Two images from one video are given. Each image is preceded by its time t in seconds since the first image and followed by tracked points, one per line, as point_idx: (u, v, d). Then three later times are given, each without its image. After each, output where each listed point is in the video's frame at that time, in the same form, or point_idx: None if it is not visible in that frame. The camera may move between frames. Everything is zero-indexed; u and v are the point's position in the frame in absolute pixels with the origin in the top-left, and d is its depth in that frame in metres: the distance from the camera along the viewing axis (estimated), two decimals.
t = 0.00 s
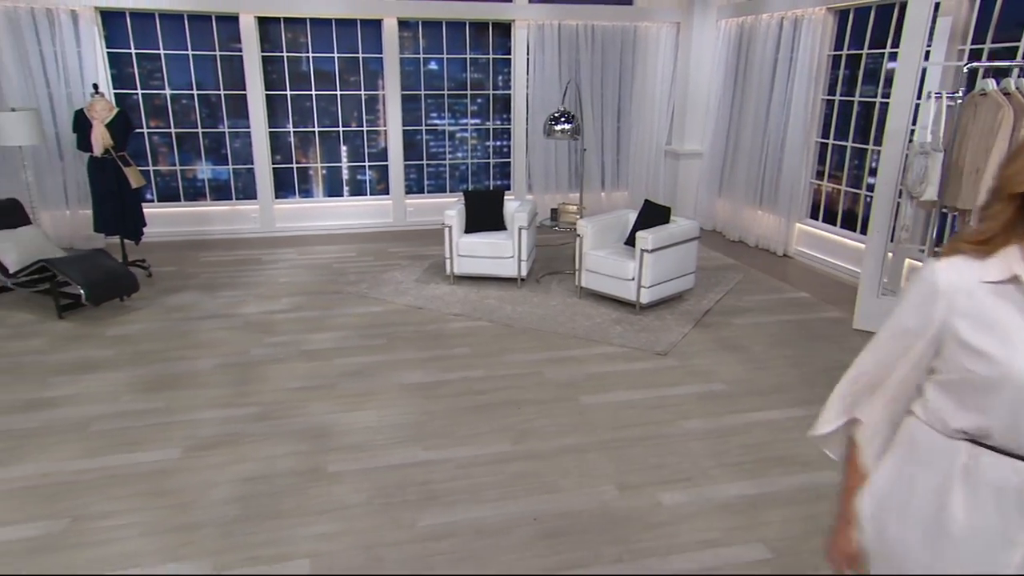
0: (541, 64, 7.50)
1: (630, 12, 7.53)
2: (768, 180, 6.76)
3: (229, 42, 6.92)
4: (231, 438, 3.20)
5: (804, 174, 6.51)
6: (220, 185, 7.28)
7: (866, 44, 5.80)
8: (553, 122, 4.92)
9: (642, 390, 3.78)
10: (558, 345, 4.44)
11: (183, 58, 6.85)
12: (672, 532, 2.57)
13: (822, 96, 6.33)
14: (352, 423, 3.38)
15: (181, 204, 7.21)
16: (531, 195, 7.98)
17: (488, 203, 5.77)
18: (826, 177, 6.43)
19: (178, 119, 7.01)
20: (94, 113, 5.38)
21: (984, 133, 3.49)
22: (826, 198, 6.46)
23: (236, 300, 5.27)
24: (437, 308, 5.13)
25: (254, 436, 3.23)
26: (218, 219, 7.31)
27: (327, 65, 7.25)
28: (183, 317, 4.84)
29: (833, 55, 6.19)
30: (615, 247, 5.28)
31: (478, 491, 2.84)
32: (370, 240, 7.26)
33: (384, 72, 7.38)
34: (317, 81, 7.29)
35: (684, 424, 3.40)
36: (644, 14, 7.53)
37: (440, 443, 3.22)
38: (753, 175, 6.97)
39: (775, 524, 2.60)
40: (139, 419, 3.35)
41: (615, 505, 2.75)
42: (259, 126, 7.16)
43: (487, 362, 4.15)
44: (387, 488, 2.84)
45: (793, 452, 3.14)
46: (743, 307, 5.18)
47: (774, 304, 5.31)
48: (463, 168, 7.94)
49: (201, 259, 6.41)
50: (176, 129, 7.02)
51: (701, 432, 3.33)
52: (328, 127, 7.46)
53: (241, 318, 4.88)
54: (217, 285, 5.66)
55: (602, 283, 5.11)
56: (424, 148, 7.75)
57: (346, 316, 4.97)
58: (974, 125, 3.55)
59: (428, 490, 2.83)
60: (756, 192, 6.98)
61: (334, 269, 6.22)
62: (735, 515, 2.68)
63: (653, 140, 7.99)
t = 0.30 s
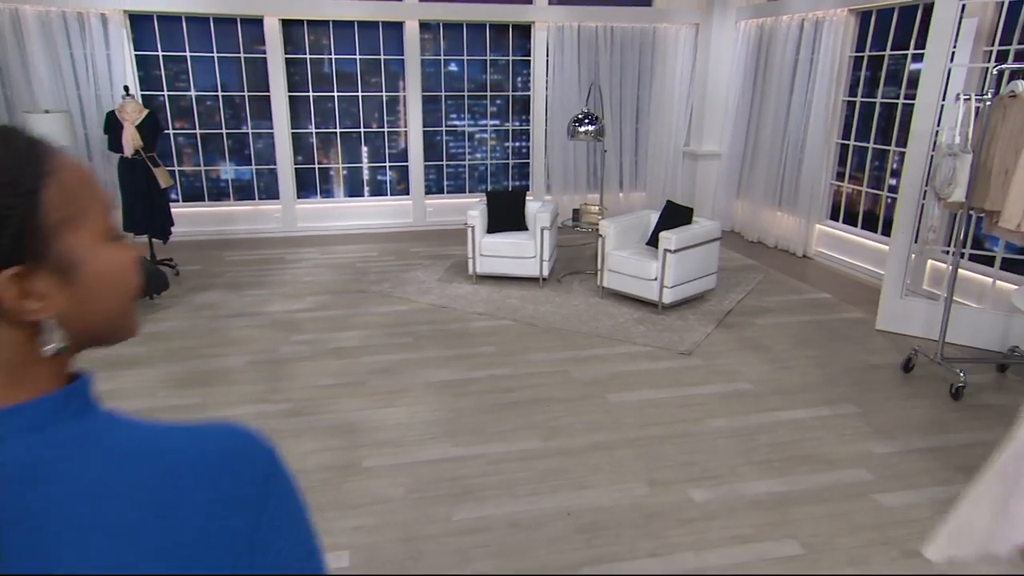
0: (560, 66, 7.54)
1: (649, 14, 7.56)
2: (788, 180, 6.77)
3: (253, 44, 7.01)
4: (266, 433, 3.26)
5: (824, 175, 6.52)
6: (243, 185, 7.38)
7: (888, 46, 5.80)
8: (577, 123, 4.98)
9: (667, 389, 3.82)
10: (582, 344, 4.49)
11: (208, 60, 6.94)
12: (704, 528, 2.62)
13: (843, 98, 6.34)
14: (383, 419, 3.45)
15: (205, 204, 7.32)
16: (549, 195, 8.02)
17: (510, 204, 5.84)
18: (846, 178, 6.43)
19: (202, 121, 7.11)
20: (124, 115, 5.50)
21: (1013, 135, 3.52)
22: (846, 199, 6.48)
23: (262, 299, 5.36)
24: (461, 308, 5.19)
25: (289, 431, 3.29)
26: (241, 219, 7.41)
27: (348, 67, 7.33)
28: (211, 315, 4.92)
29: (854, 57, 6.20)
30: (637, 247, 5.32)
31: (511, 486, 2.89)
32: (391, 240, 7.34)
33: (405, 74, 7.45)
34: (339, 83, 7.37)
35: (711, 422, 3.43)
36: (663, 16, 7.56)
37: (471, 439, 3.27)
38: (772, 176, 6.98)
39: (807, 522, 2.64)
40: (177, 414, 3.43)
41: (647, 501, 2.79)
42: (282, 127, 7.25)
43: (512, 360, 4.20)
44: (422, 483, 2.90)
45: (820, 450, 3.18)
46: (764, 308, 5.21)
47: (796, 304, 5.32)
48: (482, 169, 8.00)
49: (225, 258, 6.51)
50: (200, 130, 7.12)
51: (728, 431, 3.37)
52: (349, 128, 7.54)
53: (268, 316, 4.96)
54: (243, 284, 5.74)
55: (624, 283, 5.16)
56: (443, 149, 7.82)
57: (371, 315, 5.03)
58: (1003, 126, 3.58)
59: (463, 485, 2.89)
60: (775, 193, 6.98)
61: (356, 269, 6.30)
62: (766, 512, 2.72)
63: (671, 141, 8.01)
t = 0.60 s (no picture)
0: (576, 67, 7.58)
1: (665, 15, 7.59)
2: (804, 181, 6.78)
3: (273, 45, 7.09)
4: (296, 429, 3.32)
5: (841, 176, 6.53)
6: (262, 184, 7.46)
7: (906, 47, 5.82)
8: (596, 125, 5.02)
9: (689, 388, 3.86)
10: (602, 343, 4.53)
11: (229, 61, 7.02)
12: (730, 524, 2.66)
13: (860, 99, 6.35)
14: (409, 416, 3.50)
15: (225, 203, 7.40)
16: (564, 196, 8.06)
17: (528, 205, 5.89)
18: (863, 179, 6.44)
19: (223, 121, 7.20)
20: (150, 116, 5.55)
21: None
22: (863, 200, 6.49)
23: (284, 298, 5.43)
24: (480, 307, 5.24)
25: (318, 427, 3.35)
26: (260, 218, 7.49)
27: (366, 68, 7.40)
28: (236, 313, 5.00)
29: (871, 58, 6.21)
30: (655, 248, 5.36)
31: (538, 482, 2.94)
32: (407, 240, 7.40)
33: (422, 74, 7.52)
34: (357, 83, 7.43)
35: (733, 421, 3.47)
36: (679, 17, 7.59)
37: (497, 436, 3.32)
38: (788, 177, 6.99)
39: (830, 519, 2.68)
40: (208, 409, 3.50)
41: (672, 497, 2.84)
42: (301, 127, 7.33)
43: (534, 359, 4.25)
44: (451, 479, 2.95)
45: (843, 449, 3.21)
46: (782, 308, 5.23)
47: (813, 304, 5.35)
48: (498, 169, 8.05)
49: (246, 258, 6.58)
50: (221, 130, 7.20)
51: (750, 429, 3.40)
52: (367, 128, 7.60)
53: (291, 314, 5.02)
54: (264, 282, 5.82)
55: (643, 283, 5.20)
56: (459, 150, 7.88)
57: (392, 314, 5.09)
58: None
59: (490, 481, 2.94)
60: (791, 193, 6.99)
61: (375, 268, 6.36)
62: (790, 509, 2.76)
63: (685, 142, 8.03)
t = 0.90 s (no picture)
0: (587, 68, 7.62)
1: (675, 16, 7.63)
2: (815, 181, 6.81)
3: (287, 46, 7.15)
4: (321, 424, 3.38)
5: (852, 176, 6.55)
6: (276, 184, 7.52)
7: (918, 48, 5.84)
8: (611, 125, 5.07)
9: (705, 385, 3.90)
10: (617, 341, 4.57)
11: (244, 62, 7.09)
12: (750, 519, 2.70)
13: (872, 99, 6.38)
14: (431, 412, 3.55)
15: (239, 203, 7.47)
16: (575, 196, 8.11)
17: (542, 204, 5.93)
18: (875, 179, 6.47)
19: (237, 121, 7.26)
20: (168, 117, 5.62)
21: None
22: (874, 200, 6.52)
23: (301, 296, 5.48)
24: (495, 305, 5.29)
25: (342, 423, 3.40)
26: (274, 218, 7.56)
27: (379, 69, 7.45)
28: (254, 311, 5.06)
29: (883, 59, 6.24)
30: (668, 247, 5.40)
31: (560, 476, 2.98)
32: (420, 239, 7.46)
33: (434, 75, 7.57)
34: (371, 84, 7.49)
35: (750, 418, 3.51)
36: (690, 18, 7.62)
37: (518, 432, 3.37)
38: (798, 177, 7.01)
39: (849, 514, 2.72)
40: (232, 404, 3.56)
41: (692, 492, 2.88)
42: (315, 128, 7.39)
43: (550, 357, 4.30)
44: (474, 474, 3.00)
45: (860, 446, 3.24)
46: (795, 307, 5.26)
47: (825, 304, 5.38)
48: (509, 169, 8.10)
49: (261, 256, 6.64)
50: (235, 130, 7.27)
51: (768, 426, 3.44)
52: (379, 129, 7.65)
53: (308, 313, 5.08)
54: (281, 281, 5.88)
55: (656, 283, 5.24)
56: (471, 150, 7.93)
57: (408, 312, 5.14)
58: None
59: (513, 476, 2.99)
60: (802, 193, 7.02)
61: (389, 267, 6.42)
62: (809, 504, 2.79)
63: (695, 142, 8.07)
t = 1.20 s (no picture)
0: (592, 67, 7.65)
1: (680, 15, 7.66)
2: (818, 179, 6.85)
3: (294, 46, 7.19)
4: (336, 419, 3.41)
5: (856, 175, 6.59)
6: (282, 183, 7.55)
7: (923, 47, 5.89)
8: (618, 124, 5.10)
9: (714, 381, 3.94)
10: (625, 338, 4.61)
11: (251, 62, 7.13)
12: (764, 511, 2.73)
13: (876, 98, 6.42)
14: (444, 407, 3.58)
15: (246, 202, 7.50)
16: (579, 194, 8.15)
17: (549, 203, 5.97)
18: (878, 177, 6.51)
19: (244, 121, 7.29)
20: (177, 116, 5.63)
21: None
22: (877, 199, 6.56)
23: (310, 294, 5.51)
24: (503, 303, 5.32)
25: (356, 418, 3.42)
26: (280, 217, 7.59)
27: (385, 68, 7.49)
28: (264, 309, 5.09)
29: (887, 58, 6.29)
30: (674, 245, 5.44)
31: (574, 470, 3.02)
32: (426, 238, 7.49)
33: (440, 75, 7.61)
34: (377, 83, 7.52)
35: (760, 413, 3.55)
36: (694, 18, 7.66)
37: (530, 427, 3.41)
38: (802, 176, 7.05)
39: (861, 506, 2.76)
40: (247, 400, 3.59)
41: (705, 485, 2.91)
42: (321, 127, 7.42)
43: (560, 353, 4.33)
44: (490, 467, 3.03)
45: (869, 440, 3.28)
46: (801, 304, 5.30)
47: (830, 301, 5.42)
48: (513, 168, 8.15)
49: (268, 255, 6.67)
50: (242, 129, 7.30)
51: (778, 420, 3.48)
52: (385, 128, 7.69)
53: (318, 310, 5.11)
54: (290, 279, 5.92)
55: (663, 280, 5.28)
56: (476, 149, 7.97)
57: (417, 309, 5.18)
58: None
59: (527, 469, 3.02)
60: (805, 192, 7.05)
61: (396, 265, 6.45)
62: (821, 496, 2.83)
63: (699, 141, 8.11)
